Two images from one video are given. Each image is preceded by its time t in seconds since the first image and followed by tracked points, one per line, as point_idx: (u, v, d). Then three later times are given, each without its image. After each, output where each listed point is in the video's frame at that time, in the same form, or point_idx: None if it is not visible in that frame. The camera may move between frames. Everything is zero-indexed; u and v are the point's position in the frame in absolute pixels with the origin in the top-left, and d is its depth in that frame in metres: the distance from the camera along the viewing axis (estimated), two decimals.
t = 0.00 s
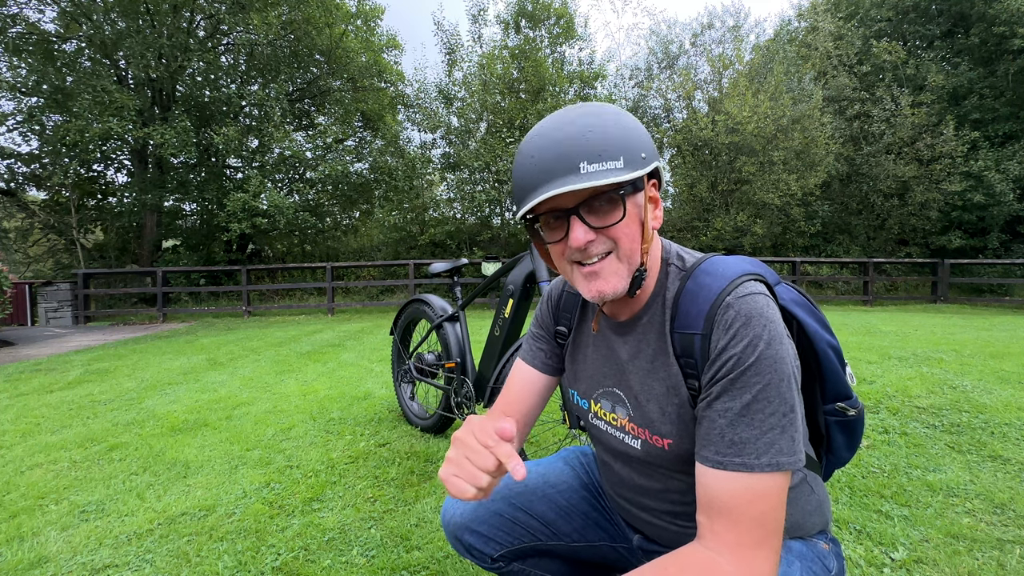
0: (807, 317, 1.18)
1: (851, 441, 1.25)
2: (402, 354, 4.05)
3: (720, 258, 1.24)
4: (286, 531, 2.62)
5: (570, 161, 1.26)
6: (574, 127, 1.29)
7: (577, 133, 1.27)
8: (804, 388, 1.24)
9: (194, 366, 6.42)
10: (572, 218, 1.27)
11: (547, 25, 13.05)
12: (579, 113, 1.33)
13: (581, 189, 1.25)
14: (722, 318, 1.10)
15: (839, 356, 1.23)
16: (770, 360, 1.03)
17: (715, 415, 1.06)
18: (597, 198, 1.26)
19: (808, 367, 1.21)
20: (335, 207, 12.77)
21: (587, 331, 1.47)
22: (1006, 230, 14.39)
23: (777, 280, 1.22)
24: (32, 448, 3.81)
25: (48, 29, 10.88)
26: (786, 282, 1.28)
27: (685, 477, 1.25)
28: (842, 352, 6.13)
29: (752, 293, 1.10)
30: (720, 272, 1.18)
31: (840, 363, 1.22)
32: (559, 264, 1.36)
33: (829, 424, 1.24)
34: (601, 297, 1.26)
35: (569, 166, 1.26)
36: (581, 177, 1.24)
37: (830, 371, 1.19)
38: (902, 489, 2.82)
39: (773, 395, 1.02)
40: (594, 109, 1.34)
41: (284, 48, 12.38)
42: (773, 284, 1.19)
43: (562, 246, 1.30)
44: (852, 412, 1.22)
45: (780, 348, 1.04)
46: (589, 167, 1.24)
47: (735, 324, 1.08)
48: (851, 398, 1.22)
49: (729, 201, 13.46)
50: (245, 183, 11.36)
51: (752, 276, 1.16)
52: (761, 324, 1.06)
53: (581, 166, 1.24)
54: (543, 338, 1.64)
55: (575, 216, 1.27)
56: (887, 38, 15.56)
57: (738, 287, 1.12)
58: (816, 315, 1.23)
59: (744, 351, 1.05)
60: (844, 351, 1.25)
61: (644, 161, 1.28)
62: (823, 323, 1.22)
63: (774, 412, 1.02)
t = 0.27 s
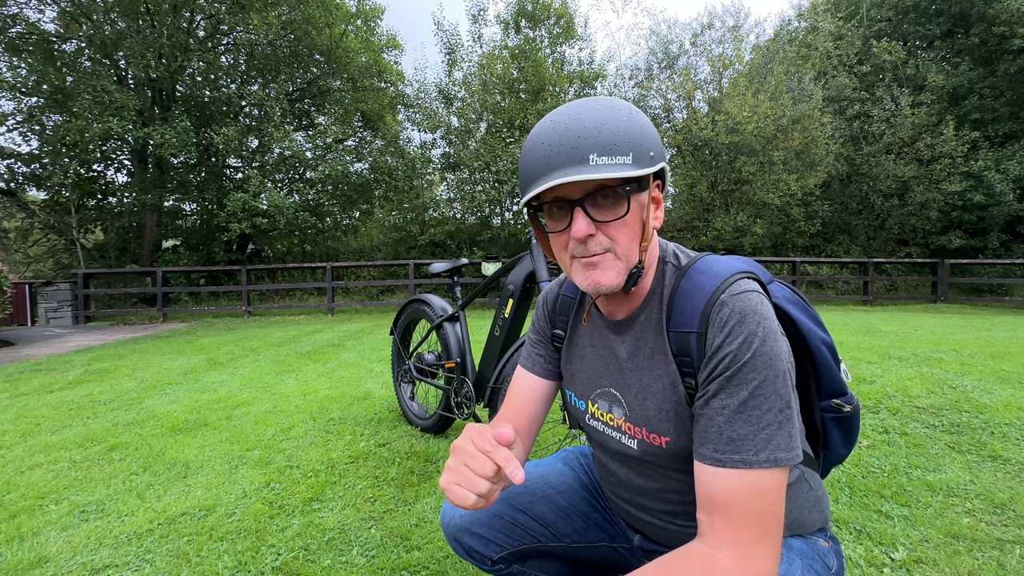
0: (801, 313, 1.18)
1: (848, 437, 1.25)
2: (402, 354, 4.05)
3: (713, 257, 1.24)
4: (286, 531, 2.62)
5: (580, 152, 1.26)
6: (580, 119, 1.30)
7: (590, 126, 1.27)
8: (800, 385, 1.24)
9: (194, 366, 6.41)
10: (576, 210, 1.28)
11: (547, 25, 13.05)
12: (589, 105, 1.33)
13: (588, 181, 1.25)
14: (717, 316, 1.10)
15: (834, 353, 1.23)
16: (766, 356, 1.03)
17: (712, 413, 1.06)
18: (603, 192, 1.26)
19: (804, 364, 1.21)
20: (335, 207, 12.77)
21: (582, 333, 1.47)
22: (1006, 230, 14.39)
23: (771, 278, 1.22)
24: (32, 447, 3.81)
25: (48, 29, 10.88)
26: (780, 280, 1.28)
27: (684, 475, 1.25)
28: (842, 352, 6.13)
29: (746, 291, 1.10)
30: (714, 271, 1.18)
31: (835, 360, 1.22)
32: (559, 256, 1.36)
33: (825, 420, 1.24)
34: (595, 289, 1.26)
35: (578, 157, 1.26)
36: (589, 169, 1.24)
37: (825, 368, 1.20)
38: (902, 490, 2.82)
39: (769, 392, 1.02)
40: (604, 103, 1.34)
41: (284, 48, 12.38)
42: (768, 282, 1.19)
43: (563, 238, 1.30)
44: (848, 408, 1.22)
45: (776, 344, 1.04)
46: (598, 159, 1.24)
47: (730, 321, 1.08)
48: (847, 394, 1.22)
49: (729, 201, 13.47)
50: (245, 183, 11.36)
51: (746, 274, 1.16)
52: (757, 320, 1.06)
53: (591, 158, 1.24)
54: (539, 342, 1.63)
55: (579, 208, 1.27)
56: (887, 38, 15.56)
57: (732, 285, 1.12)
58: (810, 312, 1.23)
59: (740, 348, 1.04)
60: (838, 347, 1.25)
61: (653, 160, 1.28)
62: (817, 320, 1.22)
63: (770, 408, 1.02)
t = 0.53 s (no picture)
0: (800, 314, 1.18)
1: (848, 438, 1.25)
2: (402, 354, 4.05)
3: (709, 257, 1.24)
4: (286, 531, 2.62)
5: (572, 155, 1.26)
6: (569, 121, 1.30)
7: (580, 128, 1.27)
8: (799, 385, 1.24)
9: (194, 366, 6.42)
10: (571, 212, 1.28)
11: (547, 25, 13.05)
12: (580, 108, 1.33)
13: (581, 183, 1.25)
14: (714, 317, 1.10)
15: (834, 353, 1.23)
16: (762, 357, 1.03)
17: (709, 414, 1.06)
18: (597, 193, 1.26)
19: (803, 365, 1.21)
20: (335, 207, 12.78)
21: (581, 334, 1.47)
22: (1006, 229, 14.39)
23: (769, 278, 1.22)
24: (32, 447, 3.81)
25: (48, 29, 10.88)
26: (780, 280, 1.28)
27: (682, 476, 1.25)
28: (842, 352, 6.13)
29: (743, 292, 1.10)
30: (711, 271, 1.18)
31: (835, 360, 1.22)
32: (557, 259, 1.36)
33: (826, 422, 1.24)
34: (594, 292, 1.26)
35: (570, 160, 1.26)
36: (581, 171, 1.24)
37: (825, 369, 1.19)
38: (902, 489, 2.82)
39: (765, 392, 1.02)
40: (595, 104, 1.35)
41: (284, 48, 12.38)
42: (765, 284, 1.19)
43: (562, 241, 1.30)
44: (848, 410, 1.22)
45: (773, 345, 1.04)
46: (591, 161, 1.24)
47: (727, 322, 1.08)
48: (847, 397, 1.22)
49: (729, 201, 13.47)
50: (245, 183, 11.36)
51: (743, 275, 1.15)
52: (753, 321, 1.05)
53: (583, 160, 1.25)
54: (539, 343, 1.63)
55: (574, 210, 1.27)
56: (887, 38, 15.56)
57: (730, 286, 1.12)
58: (811, 312, 1.22)
59: (736, 349, 1.04)
60: (838, 347, 1.25)
61: (646, 159, 1.27)
62: (816, 321, 1.22)
63: (768, 410, 1.02)
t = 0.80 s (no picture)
0: (797, 315, 1.17)
1: (850, 440, 1.25)
2: (402, 354, 4.05)
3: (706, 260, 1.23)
4: (286, 531, 2.62)
5: (561, 164, 1.27)
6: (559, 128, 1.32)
7: (569, 137, 1.29)
8: (799, 386, 1.23)
9: (194, 366, 6.42)
10: (562, 219, 1.28)
11: (547, 25, 13.05)
12: (572, 114, 1.35)
13: (573, 191, 1.25)
14: (707, 321, 1.09)
15: (833, 354, 1.23)
16: (756, 361, 1.02)
17: (703, 419, 1.06)
18: (588, 200, 1.26)
19: (801, 366, 1.21)
20: (335, 207, 12.78)
21: (577, 337, 1.47)
22: (1006, 229, 14.38)
23: (766, 280, 1.21)
24: (32, 448, 3.81)
25: (48, 29, 10.88)
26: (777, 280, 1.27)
27: (680, 479, 1.25)
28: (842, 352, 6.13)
29: (737, 295, 1.09)
30: (706, 274, 1.17)
31: (834, 361, 1.21)
32: (552, 268, 1.35)
33: (826, 423, 1.24)
34: (591, 299, 1.25)
35: (561, 169, 1.27)
36: (573, 178, 1.24)
37: (823, 369, 1.19)
38: (902, 489, 2.82)
39: (759, 397, 1.01)
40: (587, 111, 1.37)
41: (284, 48, 12.38)
42: (761, 285, 1.18)
43: (555, 248, 1.29)
44: (848, 410, 1.22)
45: (766, 349, 1.03)
46: (581, 169, 1.25)
47: (720, 326, 1.07)
48: (848, 397, 1.22)
49: (729, 201, 13.48)
50: (245, 183, 11.36)
51: (738, 277, 1.15)
52: (746, 326, 1.05)
53: (573, 168, 1.25)
54: (538, 346, 1.63)
55: (566, 217, 1.27)
56: (887, 38, 15.55)
57: (722, 289, 1.11)
58: (808, 313, 1.21)
59: (729, 353, 1.04)
60: (838, 348, 1.24)
61: (637, 165, 1.28)
62: (815, 322, 1.21)
63: (761, 414, 1.01)
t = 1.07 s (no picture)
0: (803, 318, 1.17)
1: (854, 444, 1.25)
2: (402, 354, 4.05)
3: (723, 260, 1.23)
4: (286, 531, 2.62)
5: (509, 184, 1.31)
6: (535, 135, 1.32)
7: (520, 155, 1.30)
8: (803, 390, 1.23)
9: (194, 366, 6.42)
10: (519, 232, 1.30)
11: (547, 25, 13.05)
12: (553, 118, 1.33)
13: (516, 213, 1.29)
14: (711, 322, 1.09)
15: (838, 359, 1.23)
16: (760, 363, 1.02)
17: (705, 420, 1.05)
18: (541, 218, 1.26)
19: (806, 369, 1.20)
20: (335, 207, 12.79)
21: (578, 335, 1.45)
22: (1006, 229, 14.38)
23: (772, 282, 1.21)
24: (32, 448, 3.81)
25: (48, 29, 10.88)
26: (784, 282, 1.26)
27: (679, 480, 1.26)
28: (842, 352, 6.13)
29: (742, 297, 1.09)
30: (710, 275, 1.16)
31: (839, 365, 1.21)
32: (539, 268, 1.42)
33: (829, 427, 1.24)
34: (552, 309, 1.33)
35: (508, 190, 1.31)
36: (512, 203, 1.28)
37: (828, 373, 1.19)
38: (902, 489, 2.82)
39: (763, 400, 1.02)
40: (572, 114, 1.33)
41: (284, 48, 12.37)
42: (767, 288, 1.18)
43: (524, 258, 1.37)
44: (853, 415, 1.22)
45: (770, 351, 1.04)
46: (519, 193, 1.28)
47: (724, 328, 1.06)
48: (852, 402, 1.22)
49: (729, 201, 13.48)
50: (245, 183, 11.36)
51: (743, 278, 1.14)
52: (751, 327, 1.05)
53: (513, 192, 1.29)
54: (541, 345, 1.63)
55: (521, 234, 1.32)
56: (887, 38, 15.55)
57: (729, 290, 1.10)
58: (815, 316, 1.21)
59: (734, 355, 1.03)
60: (844, 352, 1.24)
61: (576, 185, 1.21)
62: (822, 325, 1.21)
63: (765, 416, 1.02)
